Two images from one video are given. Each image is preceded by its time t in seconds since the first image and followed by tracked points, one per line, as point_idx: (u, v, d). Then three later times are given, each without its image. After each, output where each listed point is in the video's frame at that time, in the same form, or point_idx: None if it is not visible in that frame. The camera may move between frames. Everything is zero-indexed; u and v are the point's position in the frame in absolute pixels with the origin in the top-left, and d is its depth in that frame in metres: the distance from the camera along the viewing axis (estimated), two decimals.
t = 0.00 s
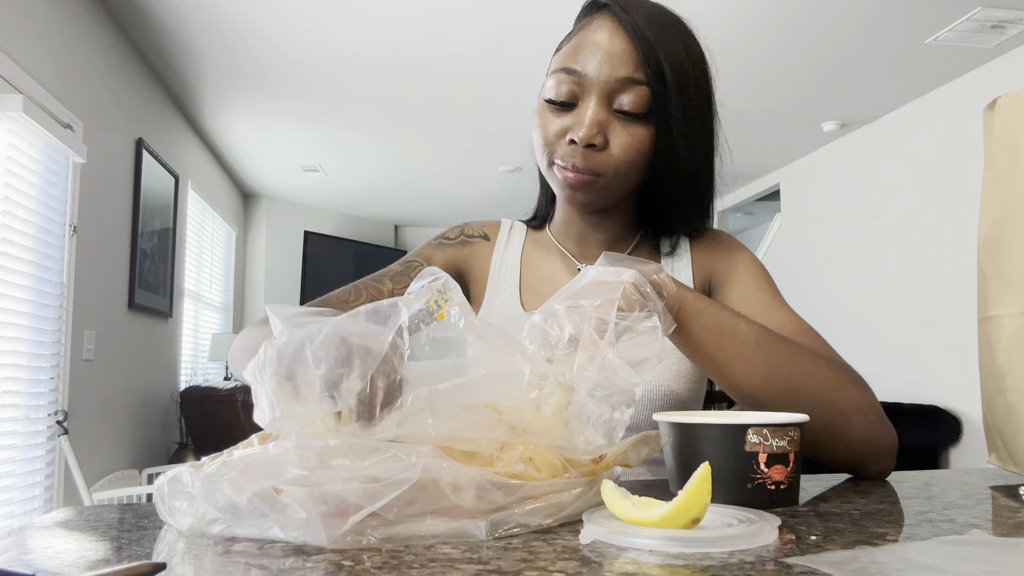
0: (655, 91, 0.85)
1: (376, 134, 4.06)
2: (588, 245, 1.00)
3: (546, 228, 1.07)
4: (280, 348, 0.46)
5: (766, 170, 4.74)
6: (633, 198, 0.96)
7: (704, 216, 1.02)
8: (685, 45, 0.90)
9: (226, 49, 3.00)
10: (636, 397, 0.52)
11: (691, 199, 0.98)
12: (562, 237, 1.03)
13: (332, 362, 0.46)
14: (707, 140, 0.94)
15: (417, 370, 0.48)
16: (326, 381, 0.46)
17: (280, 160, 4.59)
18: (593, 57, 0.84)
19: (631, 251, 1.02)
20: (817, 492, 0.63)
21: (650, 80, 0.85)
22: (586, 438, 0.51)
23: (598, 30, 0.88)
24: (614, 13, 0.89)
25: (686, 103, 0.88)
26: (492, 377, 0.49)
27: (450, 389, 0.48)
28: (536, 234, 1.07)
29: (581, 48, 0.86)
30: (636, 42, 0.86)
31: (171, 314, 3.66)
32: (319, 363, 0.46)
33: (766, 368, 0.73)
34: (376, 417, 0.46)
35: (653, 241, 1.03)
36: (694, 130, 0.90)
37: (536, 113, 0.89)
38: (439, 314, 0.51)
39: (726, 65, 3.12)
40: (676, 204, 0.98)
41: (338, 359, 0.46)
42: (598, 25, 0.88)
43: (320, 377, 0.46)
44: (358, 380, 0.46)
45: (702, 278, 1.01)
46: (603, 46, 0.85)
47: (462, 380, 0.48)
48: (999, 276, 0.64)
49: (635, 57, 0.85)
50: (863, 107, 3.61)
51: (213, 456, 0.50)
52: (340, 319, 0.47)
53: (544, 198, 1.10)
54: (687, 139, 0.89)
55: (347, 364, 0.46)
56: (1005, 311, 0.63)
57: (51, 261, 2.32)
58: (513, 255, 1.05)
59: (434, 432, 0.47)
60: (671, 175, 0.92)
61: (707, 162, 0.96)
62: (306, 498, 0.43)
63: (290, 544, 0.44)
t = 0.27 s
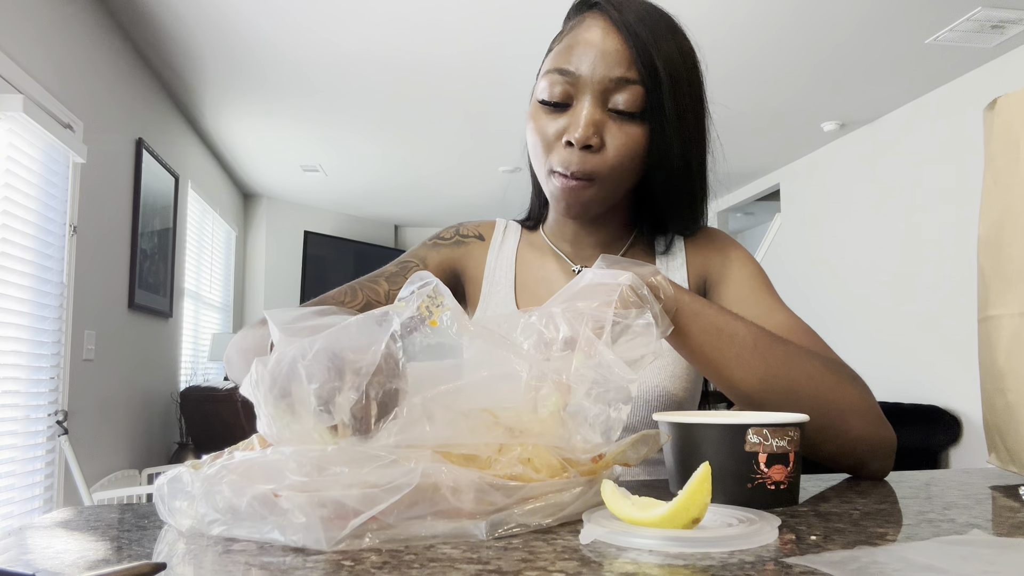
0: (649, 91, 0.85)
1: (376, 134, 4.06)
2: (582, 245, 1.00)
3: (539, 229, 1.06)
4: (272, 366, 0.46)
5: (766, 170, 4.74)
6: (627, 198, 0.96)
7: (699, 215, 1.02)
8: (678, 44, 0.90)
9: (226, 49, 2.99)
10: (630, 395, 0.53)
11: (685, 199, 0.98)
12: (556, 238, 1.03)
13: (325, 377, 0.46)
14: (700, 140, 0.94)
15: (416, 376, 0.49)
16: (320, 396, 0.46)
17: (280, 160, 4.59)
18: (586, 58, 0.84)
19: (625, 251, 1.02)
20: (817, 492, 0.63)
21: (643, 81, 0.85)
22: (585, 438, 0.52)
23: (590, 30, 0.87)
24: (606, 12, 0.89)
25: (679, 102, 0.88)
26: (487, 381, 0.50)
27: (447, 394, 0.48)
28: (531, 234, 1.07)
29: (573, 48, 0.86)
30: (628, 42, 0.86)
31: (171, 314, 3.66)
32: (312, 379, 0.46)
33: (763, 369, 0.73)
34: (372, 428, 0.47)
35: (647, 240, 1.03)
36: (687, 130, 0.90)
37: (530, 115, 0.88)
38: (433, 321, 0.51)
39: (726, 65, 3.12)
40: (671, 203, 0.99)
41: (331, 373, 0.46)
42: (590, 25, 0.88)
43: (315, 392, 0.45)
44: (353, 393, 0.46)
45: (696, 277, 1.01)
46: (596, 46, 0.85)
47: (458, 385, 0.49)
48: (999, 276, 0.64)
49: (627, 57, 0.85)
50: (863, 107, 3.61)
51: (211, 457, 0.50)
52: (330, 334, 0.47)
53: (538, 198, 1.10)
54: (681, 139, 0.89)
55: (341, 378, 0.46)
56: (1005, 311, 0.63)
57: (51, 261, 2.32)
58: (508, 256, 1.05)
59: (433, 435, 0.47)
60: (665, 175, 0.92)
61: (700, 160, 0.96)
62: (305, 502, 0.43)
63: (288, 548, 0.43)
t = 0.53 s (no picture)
0: (648, 90, 0.85)
1: (376, 134, 4.06)
2: (581, 244, 1.01)
3: (539, 229, 1.07)
4: (282, 366, 0.45)
5: (766, 170, 4.74)
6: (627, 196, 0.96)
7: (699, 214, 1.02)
8: (676, 42, 0.89)
9: (226, 49, 2.99)
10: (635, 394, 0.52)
11: (685, 197, 0.98)
12: (556, 238, 1.03)
13: (338, 380, 0.44)
14: (700, 139, 0.94)
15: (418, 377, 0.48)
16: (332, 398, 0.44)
17: (280, 160, 4.59)
18: (584, 57, 0.84)
19: (625, 251, 1.02)
20: (817, 492, 0.63)
21: (642, 79, 0.85)
22: (588, 438, 0.51)
23: (589, 28, 0.87)
24: (604, 11, 0.89)
25: (679, 101, 0.88)
26: (492, 382, 0.49)
27: (449, 395, 0.48)
28: (531, 234, 1.07)
29: (571, 48, 0.86)
30: (627, 42, 0.86)
31: (171, 314, 3.66)
32: (324, 381, 0.44)
33: (764, 369, 0.73)
34: (384, 431, 0.46)
35: (647, 239, 1.03)
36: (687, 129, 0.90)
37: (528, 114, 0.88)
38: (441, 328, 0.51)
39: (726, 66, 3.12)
40: (670, 202, 0.99)
41: (343, 375, 0.44)
42: (589, 23, 0.88)
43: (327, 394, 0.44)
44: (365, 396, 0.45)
45: (696, 277, 1.01)
46: (594, 45, 0.85)
47: (458, 385, 0.49)
48: (998, 276, 0.64)
49: (626, 56, 0.85)
50: (862, 107, 3.61)
51: (212, 457, 0.50)
52: (342, 335, 0.46)
53: (538, 198, 1.10)
54: (681, 138, 0.89)
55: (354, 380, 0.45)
56: (1005, 311, 0.63)
57: (51, 261, 2.32)
58: (508, 257, 1.05)
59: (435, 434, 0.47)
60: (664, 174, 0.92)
61: (700, 159, 0.96)
62: (306, 501, 0.43)
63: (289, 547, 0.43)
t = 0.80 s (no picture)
0: (650, 93, 0.85)
1: (376, 134, 4.06)
2: (581, 245, 1.01)
3: (540, 228, 1.07)
4: (287, 367, 0.45)
5: (766, 170, 4.74)
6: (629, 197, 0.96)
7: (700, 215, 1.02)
8: (679, 43, 0.89)
9: (226, 49, 2.99)
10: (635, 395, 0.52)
11: (687, 199, 0.98)
12: (557, 237, 1.03)
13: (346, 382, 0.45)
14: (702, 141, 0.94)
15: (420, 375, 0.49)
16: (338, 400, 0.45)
17: (281, 160, 4.59)
18: (586, 58, 0.84)
19: (625, 252, 1.02)
20: (817, 492, 0.63)
21: (644, 82, 0.85)
22: (589, 439, 0.52)
23: (591, 29, 0.87)
24: (607, 12, 0.89)
25: (681, 103, 0.88)
26: (489, 382, 0.50)
27: (448, 395, 0.48)
28: (532, 233, 1.07)
29: (573, 48, 0.86)
30: (629, 43, 0.86)
31: (171, 314, 3.66)
32: (330, 379, 0.44)
33: (765, 369, 0.73)
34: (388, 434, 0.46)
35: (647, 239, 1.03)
36: (689, 131, 0.90)
37: (530, 114, 0.88)
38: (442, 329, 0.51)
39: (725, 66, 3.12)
40: (671, 202, 0.99)
41: (350, 376, 0.45)
42: (591, 25, 0.88)
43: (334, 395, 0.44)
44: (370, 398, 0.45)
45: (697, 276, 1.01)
46: (596, 46, 0.85)
47: (458, 385, 0.49)
48: (998, 275, 0.64)
49: (628, 57, 0.85)
50: (862, 107, 3.61)
51: (212, 456, 0.50)
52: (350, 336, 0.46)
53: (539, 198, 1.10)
54: (682, 140, 0.89)
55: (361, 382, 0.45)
56: (1005, 311, 0.63)
57: (51, 261, 2.32)
58: (509, 256, 1.05)
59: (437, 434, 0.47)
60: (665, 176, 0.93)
61: (702, 160, 0.96)
62: (305, 502, 0.43)
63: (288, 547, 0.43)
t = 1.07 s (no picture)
0: (648, 92, 0.85)
1: (376, 134, 4.06)
2: (581, 245, 1.01)
3: (539, 228, 1.06)
4: (288, 376, 0.46)
5: (766, 170, 4.74)
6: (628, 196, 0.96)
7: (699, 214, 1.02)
8: (677, 43, 0.89)
9: (226, 48, 2.99)
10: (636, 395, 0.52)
11: (686, 198, 0.98)
12: (557, 237, 1.03)
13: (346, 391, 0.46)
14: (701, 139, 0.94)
15: (418, 370, 0.49)
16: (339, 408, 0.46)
17: (281, 160, 4.59)
18: (584, 58, 0.84)
19: (625, 252, 1.02)
20: (817, 492, 0.63)
21: (643, 81, 0.85)
22: (591, 438, 0.52)
23: (589, 29, 0.87)
24: (605, 11, 0.89)
25: (680, 103, 0.88)
26: (489, 382, 0.50)
27: (448, 396, 0.49)
28: (532, 233, 1.07)
29: (571, 48, 0.86)
30: (628, 42, 0.86)
31: (171, 314, 3.66)
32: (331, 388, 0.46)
33: (766, 370, 0.73)
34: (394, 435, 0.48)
35: (647, 238, 1.03)
36: (688, 130, 0.90)
37: (529, 114, 0.88)
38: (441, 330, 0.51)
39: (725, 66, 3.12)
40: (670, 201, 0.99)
41: (348, 385, 0.46)
42: (589, 24, 0.88)
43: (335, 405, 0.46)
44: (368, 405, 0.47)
45: (696, 276, 1.01)
46: (594, 45, 0.85)
47: (457, 383, 0.49)
48: (998, 275, 0.64)
49: (627, 57, 0.85)
50: (862, 107, 3.61)
51: (213, 456, 0.50)
52: (347, 343, 0.47)
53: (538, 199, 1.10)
54: (682, 139, 0.89)
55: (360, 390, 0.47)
56: (1005, 311, 0.63)
57: (51, 261, 2.32)
58: (509, 256, 1.05)
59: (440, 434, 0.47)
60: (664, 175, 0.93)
61: (702, 159, 0.96)
62: (305, 502, 0.43)
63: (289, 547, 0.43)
